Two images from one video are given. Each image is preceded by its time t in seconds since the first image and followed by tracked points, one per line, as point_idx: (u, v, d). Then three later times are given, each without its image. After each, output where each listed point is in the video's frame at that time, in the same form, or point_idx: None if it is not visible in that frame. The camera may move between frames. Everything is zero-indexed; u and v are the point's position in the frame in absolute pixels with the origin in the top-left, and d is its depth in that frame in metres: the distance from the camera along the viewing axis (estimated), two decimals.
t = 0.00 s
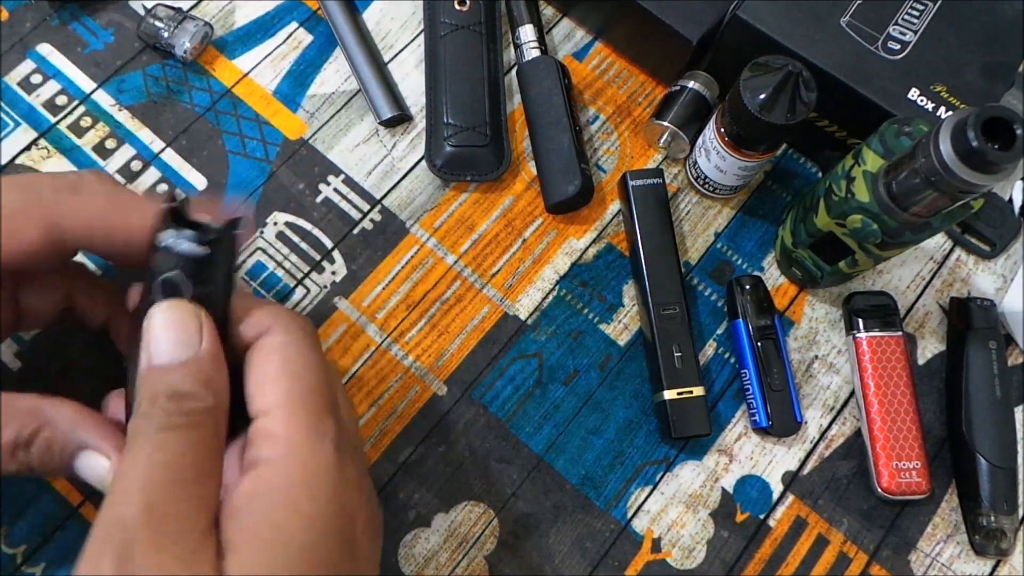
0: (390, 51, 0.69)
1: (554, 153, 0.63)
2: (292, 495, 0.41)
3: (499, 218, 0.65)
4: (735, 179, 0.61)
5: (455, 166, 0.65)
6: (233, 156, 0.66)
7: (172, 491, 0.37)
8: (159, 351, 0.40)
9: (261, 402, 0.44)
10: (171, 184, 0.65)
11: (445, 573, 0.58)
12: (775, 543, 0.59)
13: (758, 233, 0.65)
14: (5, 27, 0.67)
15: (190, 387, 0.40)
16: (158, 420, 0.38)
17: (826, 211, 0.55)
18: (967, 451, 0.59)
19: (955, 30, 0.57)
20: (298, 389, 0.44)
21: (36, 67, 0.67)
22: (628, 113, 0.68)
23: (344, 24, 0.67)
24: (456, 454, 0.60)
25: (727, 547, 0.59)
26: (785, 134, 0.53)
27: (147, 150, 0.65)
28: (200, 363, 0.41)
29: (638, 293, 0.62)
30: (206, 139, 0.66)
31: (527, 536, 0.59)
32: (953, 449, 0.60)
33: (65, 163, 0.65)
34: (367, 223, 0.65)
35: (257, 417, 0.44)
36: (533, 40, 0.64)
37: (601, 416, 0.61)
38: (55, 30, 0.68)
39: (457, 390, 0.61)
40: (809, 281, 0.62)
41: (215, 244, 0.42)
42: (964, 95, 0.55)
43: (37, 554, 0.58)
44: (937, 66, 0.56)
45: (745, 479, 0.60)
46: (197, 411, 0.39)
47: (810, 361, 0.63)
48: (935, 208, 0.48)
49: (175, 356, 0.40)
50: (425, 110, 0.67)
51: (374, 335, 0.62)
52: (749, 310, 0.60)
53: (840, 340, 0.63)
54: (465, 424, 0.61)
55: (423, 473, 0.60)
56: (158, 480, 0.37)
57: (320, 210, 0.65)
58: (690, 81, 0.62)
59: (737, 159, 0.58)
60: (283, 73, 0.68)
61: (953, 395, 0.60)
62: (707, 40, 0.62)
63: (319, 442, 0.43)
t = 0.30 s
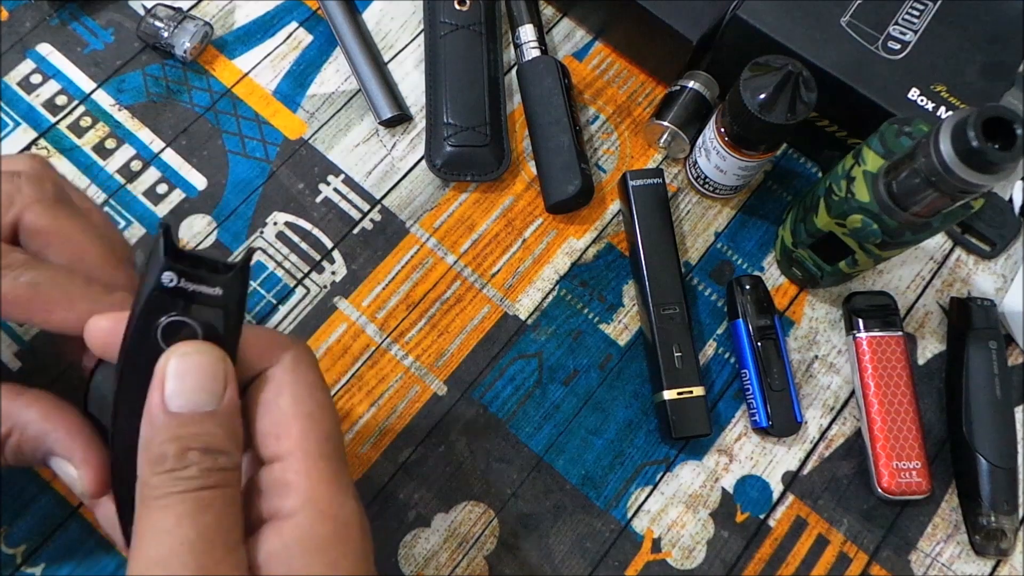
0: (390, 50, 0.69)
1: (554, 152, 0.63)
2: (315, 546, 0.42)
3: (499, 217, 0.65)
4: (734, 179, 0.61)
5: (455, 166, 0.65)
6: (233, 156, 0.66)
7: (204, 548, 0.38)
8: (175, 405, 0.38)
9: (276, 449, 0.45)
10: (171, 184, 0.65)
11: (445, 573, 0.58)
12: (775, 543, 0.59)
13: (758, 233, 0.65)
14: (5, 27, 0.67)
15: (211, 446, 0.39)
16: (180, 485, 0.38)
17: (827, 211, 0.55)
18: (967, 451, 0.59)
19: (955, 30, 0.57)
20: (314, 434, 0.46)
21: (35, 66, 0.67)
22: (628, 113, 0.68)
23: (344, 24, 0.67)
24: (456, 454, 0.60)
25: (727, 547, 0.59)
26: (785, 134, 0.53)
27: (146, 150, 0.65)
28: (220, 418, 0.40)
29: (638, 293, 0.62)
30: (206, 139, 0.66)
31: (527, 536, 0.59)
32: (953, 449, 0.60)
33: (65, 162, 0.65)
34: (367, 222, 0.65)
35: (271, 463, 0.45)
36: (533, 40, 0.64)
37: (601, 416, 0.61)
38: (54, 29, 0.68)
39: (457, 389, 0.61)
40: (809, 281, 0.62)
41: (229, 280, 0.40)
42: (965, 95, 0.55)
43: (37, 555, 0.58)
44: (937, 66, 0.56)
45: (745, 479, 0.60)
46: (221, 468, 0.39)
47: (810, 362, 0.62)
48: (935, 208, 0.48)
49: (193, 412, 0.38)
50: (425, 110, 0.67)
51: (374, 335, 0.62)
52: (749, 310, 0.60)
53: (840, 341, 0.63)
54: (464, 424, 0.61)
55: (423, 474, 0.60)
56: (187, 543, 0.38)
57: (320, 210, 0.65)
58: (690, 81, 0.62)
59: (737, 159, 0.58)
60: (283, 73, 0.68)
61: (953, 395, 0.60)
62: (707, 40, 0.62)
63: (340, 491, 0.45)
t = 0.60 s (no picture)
0: (390, 50, 0.69)
1: (554, 152, 0.63)
2: (363, 532, 0.41)
3: (499, 217, 0.65)
4: (734, 179, 0.61)
5: (455, 166, 0.65)
6: (233, 156, 0.66)
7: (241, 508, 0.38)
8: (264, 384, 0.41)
9: (339, 435, 0.44)
10: (171, 184, 0.65)
11: (445, 573, 0.58)
12: (775, 543, 0.59)
13: (758, 233, 0.65)
14: (5, 27, 0.67)
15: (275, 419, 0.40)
16: (251, 448, 0.39)
17: (827, 211, 0.55)
18: (967, 451, 0.59)
19: (955, 30, 0.57)
20: (373, 424, 0.45)
21: (35, 66, 0.67)
22: (628, 113, 0.68)
23: (344, 24, 0.67)
24: (456, 454, 0.60)
25: (727, 547, 0.59)
26: (786, 134, 0.53)
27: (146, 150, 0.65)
28: (300, 399, 0.42)
29: (638, 293, 0.62)
30: (206, 139, 0.66)
31: (527, 536, 0.59)
32: (953, 449, 0.60)
33: (64, 163, 0.65)
34: (367, 222, 0.65)
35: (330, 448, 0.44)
36: (533, 40, 0.64)
37: (600, 416, 0.61)
38: (55, 29, 0.68)
39: (457, 389, 0.61)
40: (809, 281, 0.62)
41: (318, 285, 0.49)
42: (965, 95, 0.55)
43: (37, 555, 0.58)
44: (937, 66, 0.56)
45: (745, 479, 0.60)
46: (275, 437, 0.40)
47: (810, 361, 0.62)
48: (935, 208, 0.48)
49: (277, 391, 0.41)
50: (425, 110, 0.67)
51: (374, 335, 0.62)
52: (749, 310, 0.60)
53: (840, 340, 0.63)
54: (465, 424, 0.61)
55: (423, 474, 0.59)
56: (246, 503, 0.38)
57: (320, 210, 0.65)
58: (690, 81, 0.62)
59: (737, 159, 0.58)
60: (283, 73, 0.68)
61: (953, 396, 0.60)
62: (707, 40, 0.62)
63: (393, 487, 0.44)
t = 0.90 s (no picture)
0: (390, 50, 0.69)
1: (555, 152, 0.63)
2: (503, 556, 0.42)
3: (500, 217, 0.65)
4: (735, 179, 0.61)
5: (455, 166, 0.65)
6: (233, 156, 0.66)
7: (459, 534, 0.38)
8: (441, 416, 0.41)
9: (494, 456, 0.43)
10: (170, 184, 0.65)
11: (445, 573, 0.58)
12: (775, 543, 0.59)
13: (758, 233, 0.65)
14: (5, 27, 0.67)
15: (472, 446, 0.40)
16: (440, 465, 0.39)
17: (827, 211, 0.55)
18: (967, 451, 0.59)
19: (954, 30, 0.57)
20: (528, 452, 0.45)
21: (36, 66, 0.67)
22: (628, 113, 0.68)
23: (344, 24, 0.67)
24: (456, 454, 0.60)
25: (727, 547, 0.59)
26: (785, 134, 0.53)
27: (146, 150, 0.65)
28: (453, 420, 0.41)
29: (637, 293, 0.62)
30: (207, 139, 0.66)
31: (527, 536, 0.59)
32: (953, 449, 0.60)
33: (64, 163, 0.65)
34: (367, 223, 0.65)
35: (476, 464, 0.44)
36: (533, 40, 0.64)
37: (600, 416, 0.61)
38: (55, 29, 0.68)
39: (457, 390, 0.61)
40: (809, 281, 0.62)
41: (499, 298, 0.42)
42: (964, 95, 0.55)
43: (36, 554, 0.58)
44: (936, 66, 0.56)
45: (745, 479, 0.60)
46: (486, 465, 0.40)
47: (810, 361, 0.63)
48: (935, 207, 0.48)
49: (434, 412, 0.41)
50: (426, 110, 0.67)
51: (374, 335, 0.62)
52: (749, 310, 0.60)
53: (840, 341, 0.63)
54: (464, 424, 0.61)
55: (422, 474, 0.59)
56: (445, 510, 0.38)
57: (320, 210, 0.65)
58: (690, 81, 0.62)
59: (738, 159, 0.58)
60: (283, 73, 0.68)
61: (953, 396, 0.60)
62: (707, 40, 0.62)
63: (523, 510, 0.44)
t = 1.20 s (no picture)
0: (390, 50, 0.69)
1: (555, 152, 0.63)
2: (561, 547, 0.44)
3: (500, 217, 0.65)
4: (735, 179, 0.61)
5: (455, 166, 0.65)
6: (233, 156, 0.66)
7: (540, 539, 0.41)
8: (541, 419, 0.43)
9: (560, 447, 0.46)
10: (170, 184, 0.65)
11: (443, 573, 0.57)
12: (774, 543, 0.59)
13: (758, 233, 0.65)
14: (5, 27, 0.67)
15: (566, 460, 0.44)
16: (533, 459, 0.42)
17: (827, 211, 0.55)
18: (967, 451, 0.59)
19: (954, 30, 0.57)
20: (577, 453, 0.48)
21: (35, 66, 0.67)
22: (628, 113, 0.68)
23: (344, 23, 0.67)
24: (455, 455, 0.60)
25: (727, 547, 0.59)
26: (785, 134, 0.53)
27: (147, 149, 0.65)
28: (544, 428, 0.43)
29: (637, 293, 0.62)
30: (207, 138, 0.66)
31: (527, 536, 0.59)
32: (953, 448, 0.60)
33: (64, 162, 0.65)
34: (367, 222, 0.65)
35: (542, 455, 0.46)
36: (533, 40, 0.64)
37: (600, 416, 0.61)
38: (54, 29, 0.68)
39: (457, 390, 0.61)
40: (809, 280, 0.62)
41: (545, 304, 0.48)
42: (964, 95, 0.55)
43: (36, 555, 0.58)
44: (936, 66, 0.56)
45: (745, 479, 0.60)
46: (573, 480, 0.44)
47: (810, 361, 0.63)
48: (935, 207, 0.48)
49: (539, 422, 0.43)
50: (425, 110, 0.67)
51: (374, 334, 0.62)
52: (749, 310, 0.60)
53: (840, 340, 0.63)
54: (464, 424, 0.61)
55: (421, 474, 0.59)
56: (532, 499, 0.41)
57: (320, 210, 0.65)
58: (690, 81, 0.62)
59: (738, 159, 0.58)
60: (283, 73, 0.68)
61: (953, 396, 0.60)
62: (708, 40, 0.62)
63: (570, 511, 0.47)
